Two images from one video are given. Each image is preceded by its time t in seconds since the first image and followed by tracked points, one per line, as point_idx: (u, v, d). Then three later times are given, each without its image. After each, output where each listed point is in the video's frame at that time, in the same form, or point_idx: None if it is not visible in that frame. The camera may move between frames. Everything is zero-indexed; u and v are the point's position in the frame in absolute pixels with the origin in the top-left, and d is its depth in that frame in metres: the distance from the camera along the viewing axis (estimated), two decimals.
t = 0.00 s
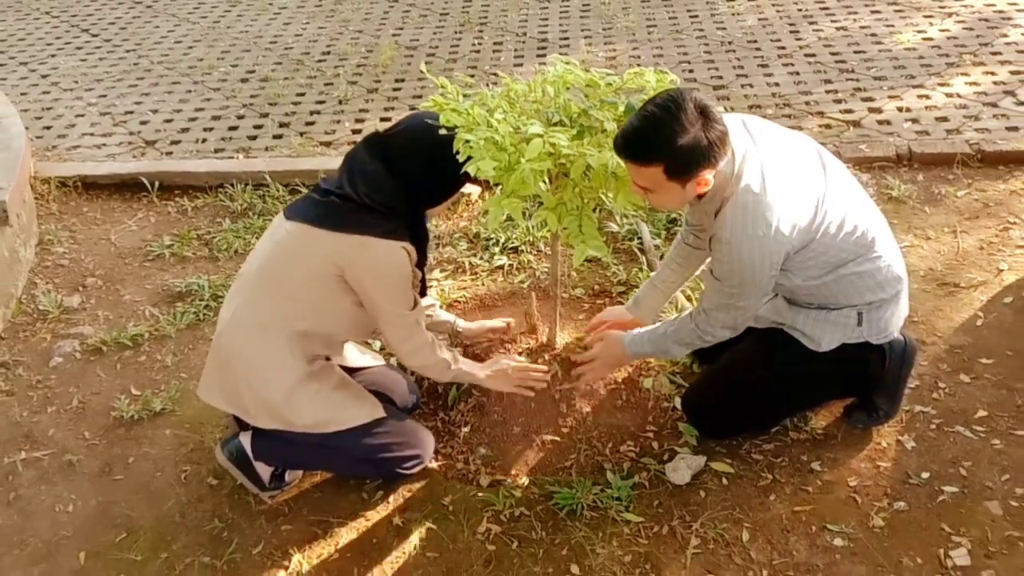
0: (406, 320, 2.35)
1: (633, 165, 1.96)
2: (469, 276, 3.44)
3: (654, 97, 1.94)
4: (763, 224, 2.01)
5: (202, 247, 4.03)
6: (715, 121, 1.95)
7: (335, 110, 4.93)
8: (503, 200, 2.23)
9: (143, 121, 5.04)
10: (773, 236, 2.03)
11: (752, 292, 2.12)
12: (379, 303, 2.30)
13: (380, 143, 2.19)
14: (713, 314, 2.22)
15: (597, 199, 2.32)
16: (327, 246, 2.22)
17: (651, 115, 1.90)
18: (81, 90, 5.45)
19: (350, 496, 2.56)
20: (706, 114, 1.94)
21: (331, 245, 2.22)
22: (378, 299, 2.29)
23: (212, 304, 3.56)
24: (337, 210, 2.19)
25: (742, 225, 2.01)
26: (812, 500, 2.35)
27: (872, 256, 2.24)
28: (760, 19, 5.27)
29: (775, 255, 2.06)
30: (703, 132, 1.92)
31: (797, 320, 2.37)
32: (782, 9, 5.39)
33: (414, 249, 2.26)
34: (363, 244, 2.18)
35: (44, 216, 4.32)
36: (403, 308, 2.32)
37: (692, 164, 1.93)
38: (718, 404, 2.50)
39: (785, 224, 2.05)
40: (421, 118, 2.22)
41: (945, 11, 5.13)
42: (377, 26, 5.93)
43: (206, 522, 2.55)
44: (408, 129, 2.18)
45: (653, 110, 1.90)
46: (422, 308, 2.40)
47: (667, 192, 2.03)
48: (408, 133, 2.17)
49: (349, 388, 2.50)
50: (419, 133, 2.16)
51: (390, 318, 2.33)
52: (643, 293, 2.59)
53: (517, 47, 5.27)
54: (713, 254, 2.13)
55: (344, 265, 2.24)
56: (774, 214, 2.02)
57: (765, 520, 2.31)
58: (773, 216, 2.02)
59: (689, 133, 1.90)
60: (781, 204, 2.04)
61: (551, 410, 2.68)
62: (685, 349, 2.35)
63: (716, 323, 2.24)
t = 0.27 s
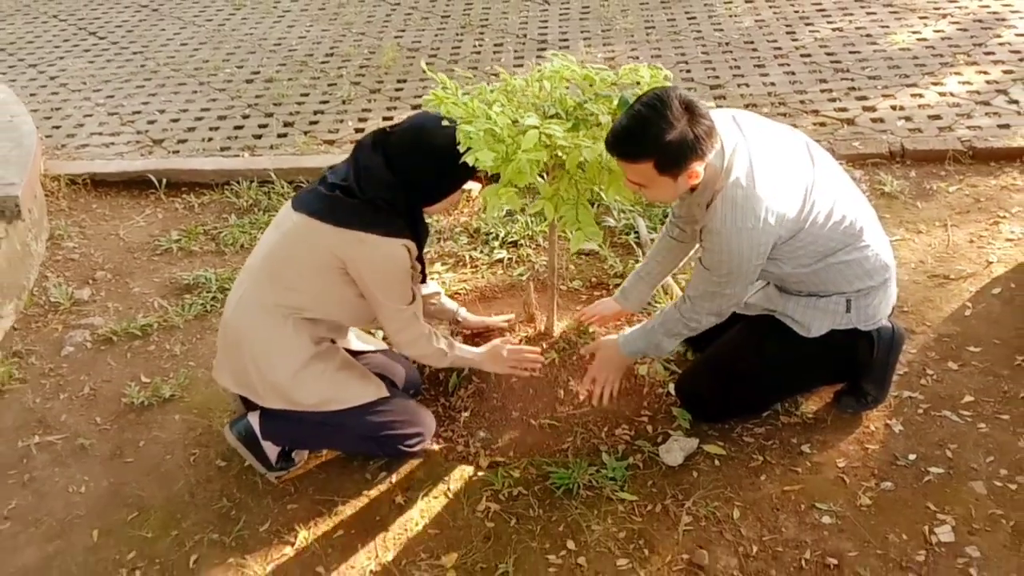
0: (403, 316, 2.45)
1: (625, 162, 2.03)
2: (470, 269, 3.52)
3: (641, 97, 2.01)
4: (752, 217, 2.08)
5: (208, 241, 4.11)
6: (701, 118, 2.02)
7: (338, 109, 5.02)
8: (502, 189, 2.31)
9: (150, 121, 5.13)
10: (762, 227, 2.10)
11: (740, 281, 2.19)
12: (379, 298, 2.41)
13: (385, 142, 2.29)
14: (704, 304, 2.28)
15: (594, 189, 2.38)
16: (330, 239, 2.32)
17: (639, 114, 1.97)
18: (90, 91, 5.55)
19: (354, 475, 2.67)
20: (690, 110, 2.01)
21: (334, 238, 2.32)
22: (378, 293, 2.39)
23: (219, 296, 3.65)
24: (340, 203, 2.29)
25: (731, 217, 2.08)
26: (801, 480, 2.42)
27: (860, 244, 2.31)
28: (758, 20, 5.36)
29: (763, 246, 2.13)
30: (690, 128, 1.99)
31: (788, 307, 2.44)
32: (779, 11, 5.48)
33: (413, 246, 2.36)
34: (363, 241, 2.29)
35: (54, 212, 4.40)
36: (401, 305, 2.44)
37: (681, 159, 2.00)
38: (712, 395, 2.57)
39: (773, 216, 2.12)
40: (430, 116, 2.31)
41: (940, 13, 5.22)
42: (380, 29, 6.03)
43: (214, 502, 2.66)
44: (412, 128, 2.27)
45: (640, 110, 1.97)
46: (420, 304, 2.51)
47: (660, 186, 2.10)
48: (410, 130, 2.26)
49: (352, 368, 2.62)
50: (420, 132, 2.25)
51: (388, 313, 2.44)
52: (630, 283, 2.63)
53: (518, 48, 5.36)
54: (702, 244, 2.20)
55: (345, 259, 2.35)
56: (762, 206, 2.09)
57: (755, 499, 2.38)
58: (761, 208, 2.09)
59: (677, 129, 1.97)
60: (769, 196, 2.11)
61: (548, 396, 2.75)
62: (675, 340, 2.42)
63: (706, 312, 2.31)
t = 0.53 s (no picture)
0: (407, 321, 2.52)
1: (616, 166, 2.10)
2: (470, 263, 3.60)
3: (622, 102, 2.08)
4: (744, 206, 2.16)
5: (215, 238, 4.19)
6: (683, 115, 2.08)
7: (341, 111, 5.10)
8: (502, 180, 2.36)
9: (157, 121, 5.20)
10: (754, 217, 2.18)
11: (733, 269, 2.26)
12: (384, 300, 2.49)
13: (395, 143, 2.37)
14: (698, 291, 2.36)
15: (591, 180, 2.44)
16: (339, 238, 2.41)
17: (620, 119, 2.04)
18: (97, 92, 5.63)
19: (359, 460, 2.75)
20: (669, 106, 2.07)
21: (342, 236, 2.40)
22: (382, 295, 2.48)
23: (225, 290, 3.72)
24: (349, 202, 2.38)
25: (725, 207, 2.15)
26: (793, 464, 2.49)
27: (849, 234, 2.39)
28: (754, 23, 5.44)
29: (756, 235, 2.21)
30: (671, 125, 2.05)
31: (780, 296, 2.52)
32: (775, 14, 5.57)
33: (418, 249, 2.45)
34: (370, 244, 2.38)
35: (63, 210, 4.47)
36: (404, 308, 2.51)
37: (668, 153, 2.06)
38: (704, 383, 2.64)
39: (765, 205, 2.20)
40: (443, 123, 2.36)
41: (934, 16, 5.30)
42: (381, 32, 6.12)
43: (223, 485, 2.75)
44: (421, 130, 2.34)
45: (621, 115, 2.04)
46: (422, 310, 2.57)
47: (654, 183, 2.16)
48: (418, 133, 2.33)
49: (356, 358, 2.70)
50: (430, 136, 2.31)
51: (390, 317, 2.52)
52: (622, 272, 2.74)
53: (519, 50, 5.45)
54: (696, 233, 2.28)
55: (353, 259, 2.43)
56: (754, 196, 2.17)
57: (748, 482, 2.45)
58: (753, 198, 2.17)
59: (658, 128, 2.03)
60: (761, 187, 2.19)
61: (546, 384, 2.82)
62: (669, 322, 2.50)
63: (702, 299, 2.39)
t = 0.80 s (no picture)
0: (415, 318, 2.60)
1: (618, 163, 2.15)
2: (470, 264, 3.66)
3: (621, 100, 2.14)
4: (734, 205, 2.21)
5: (219, 239, 4.25)
6: (682, 114, 2.15)
7: (342, 116, 5.17)
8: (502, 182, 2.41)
9: (163, 126, 5.29)
10: (744, 215, 2.23)
11: (723, 267, 2.32)
12: (392, 300, 2.58)
13: (400, 148, 2.45)
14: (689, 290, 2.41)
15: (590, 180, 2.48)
16: (347, 241, 2.50)
17: (622, 116, 2.09)
18: (102, 98, 5.71)
19: (360, 454, 2.81)
20: (669, 105, 2.14)
21: (350, 239, 2.49)
22: (390, 296, 2.57)
23: (229, 290, 3.79)
24: (355, 206, 2.47)
25: (714, 205, 2.21)
26: (783, 459, 2.53)
27: (840, 234, 2.44)
28: (753, 29, 5.51)
29: (746, 233, 2.26)
30: (671, 121, 2.12)
31: (772, 295, 2.57)
32: (774, 20, 5.63)
33: (423, 252, 2.54)
34: (379, 248, 2.47)
35: (70, 213, 4.52)
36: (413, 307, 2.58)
37: (668, 148, 2.12)
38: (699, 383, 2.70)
39: (755, 203, 2.25)
40: (447, 130, 2.44)
41: (932, 22, 5.37)
42: (384, 39, 6.20)
43: (229, 476, 2.82)
44: (426, 136, 2.42)
45: (621, 113, 2.10)
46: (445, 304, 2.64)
47: (653, 179, 2.22)
48: (423, 140, 2.41)
49: (362, 350, 2.77)
50: (433, 142, 2.39)
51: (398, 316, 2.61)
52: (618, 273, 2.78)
53: (520, 56, 5.53)
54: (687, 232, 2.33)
55: (361, 260, 2.52)
56: (744, 194, 2.22)
57: (740, 476, 2.49)
58: (743, 197, 2.22)
59: (658, 124, 2.09)
60: (752, 186, 2.24)
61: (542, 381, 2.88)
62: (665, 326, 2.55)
63: (693, 298, 2.44)
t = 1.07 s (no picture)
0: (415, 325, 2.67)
1: (617, 168, 2.22)
2: (470, 275, 3.72)
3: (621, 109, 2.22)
4: (729, 214, 2.29)
5: (222, 250, 4.31)
6: (681, 124, 2.23)
7: (344, 129, 5.25)
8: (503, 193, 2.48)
9: (165, 138, 5.35)
10: (739, 224, 2.31)
11: (720, 274, 2.39)
12: (393, 308, 2.64)
13: (403, 159, 2.51)
14: (691, 299, 2.49)
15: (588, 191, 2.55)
16: (350, 250, 2.56)
17: (622, 122, 2.17)
18: (106, 110, 5.78)
19: (362, 460, 2.86)
20: (668, 114, 2.22)
21: (352, 249, 2.56)
22: (392, 304, 2.63)
23: (233, 300, 3.85)
24: (358, 216, 2.54)
25: (710, 214, 2.29)
26: (777, 464, 2.60)
27: (831, 244, 2.52)
28: (747, 48, 5.61)
29: (741, 241, 2.34)
30: (669, 129, 2.19)
31: (765, 303, 2.65)
32: (768, 39, 5.74)
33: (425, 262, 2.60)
34: (381, 257, 2.53)
35: (75, 223, 4.58)
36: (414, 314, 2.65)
37: (667, 155, 2.19)
38: (698, 387, 2.75)
39: (749, 212, 2.33)
40: (448, 142, 2.51)
41: (922, 42, 5.48)
42: (383, 54, 6.29)
43: (231, 481, 2.85)
44: (430, 148, 2.49)
45: (621, 121, 2.17)
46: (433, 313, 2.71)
47: (650, 186, 2.28)
48: (424, 151, 2.48)
49: (364, 359, 2.83)
50: (435, 154, 2.47)
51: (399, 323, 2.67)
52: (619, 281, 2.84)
53: (518, 72, 5.62)
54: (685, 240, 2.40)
55: (364, 269, 2.58)
56: (738, 204, 2.30)
57: (734, 481, 2.56)
58: (737, 207, 2.30)
59: (657, 130, 2.16)
60: (746, 196, 2.32)
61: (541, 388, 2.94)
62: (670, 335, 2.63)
63: (690, 305, 2.51)
